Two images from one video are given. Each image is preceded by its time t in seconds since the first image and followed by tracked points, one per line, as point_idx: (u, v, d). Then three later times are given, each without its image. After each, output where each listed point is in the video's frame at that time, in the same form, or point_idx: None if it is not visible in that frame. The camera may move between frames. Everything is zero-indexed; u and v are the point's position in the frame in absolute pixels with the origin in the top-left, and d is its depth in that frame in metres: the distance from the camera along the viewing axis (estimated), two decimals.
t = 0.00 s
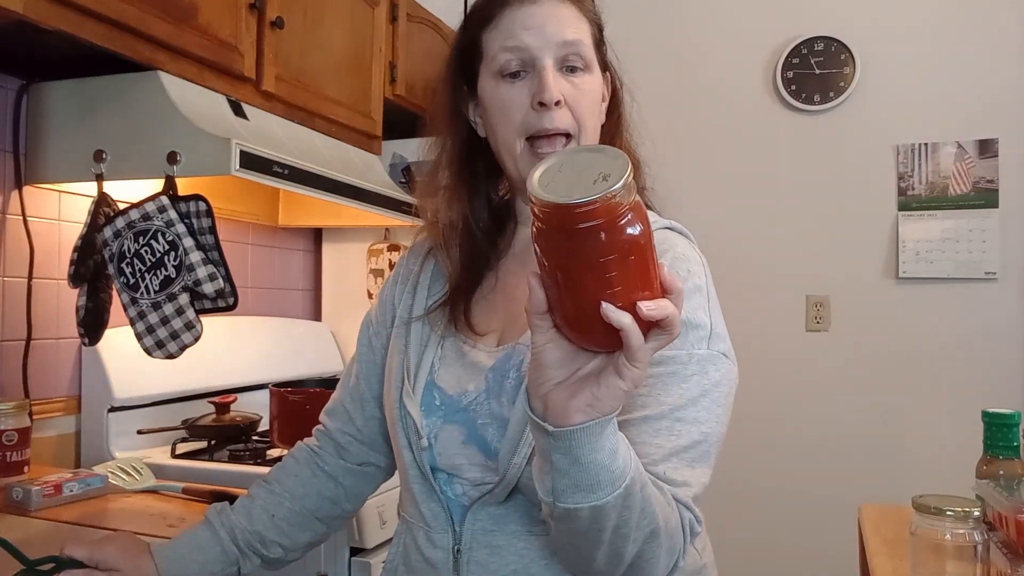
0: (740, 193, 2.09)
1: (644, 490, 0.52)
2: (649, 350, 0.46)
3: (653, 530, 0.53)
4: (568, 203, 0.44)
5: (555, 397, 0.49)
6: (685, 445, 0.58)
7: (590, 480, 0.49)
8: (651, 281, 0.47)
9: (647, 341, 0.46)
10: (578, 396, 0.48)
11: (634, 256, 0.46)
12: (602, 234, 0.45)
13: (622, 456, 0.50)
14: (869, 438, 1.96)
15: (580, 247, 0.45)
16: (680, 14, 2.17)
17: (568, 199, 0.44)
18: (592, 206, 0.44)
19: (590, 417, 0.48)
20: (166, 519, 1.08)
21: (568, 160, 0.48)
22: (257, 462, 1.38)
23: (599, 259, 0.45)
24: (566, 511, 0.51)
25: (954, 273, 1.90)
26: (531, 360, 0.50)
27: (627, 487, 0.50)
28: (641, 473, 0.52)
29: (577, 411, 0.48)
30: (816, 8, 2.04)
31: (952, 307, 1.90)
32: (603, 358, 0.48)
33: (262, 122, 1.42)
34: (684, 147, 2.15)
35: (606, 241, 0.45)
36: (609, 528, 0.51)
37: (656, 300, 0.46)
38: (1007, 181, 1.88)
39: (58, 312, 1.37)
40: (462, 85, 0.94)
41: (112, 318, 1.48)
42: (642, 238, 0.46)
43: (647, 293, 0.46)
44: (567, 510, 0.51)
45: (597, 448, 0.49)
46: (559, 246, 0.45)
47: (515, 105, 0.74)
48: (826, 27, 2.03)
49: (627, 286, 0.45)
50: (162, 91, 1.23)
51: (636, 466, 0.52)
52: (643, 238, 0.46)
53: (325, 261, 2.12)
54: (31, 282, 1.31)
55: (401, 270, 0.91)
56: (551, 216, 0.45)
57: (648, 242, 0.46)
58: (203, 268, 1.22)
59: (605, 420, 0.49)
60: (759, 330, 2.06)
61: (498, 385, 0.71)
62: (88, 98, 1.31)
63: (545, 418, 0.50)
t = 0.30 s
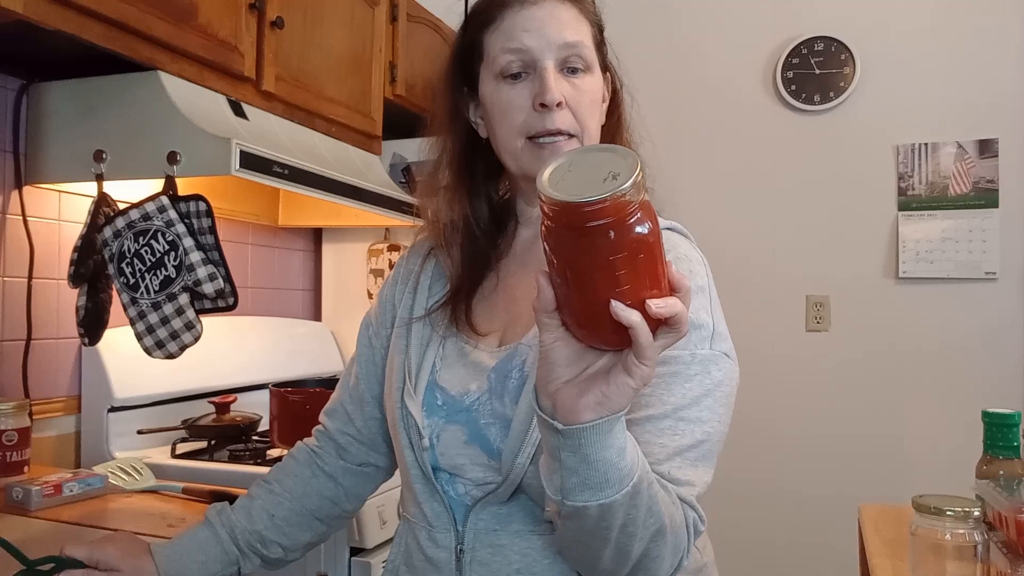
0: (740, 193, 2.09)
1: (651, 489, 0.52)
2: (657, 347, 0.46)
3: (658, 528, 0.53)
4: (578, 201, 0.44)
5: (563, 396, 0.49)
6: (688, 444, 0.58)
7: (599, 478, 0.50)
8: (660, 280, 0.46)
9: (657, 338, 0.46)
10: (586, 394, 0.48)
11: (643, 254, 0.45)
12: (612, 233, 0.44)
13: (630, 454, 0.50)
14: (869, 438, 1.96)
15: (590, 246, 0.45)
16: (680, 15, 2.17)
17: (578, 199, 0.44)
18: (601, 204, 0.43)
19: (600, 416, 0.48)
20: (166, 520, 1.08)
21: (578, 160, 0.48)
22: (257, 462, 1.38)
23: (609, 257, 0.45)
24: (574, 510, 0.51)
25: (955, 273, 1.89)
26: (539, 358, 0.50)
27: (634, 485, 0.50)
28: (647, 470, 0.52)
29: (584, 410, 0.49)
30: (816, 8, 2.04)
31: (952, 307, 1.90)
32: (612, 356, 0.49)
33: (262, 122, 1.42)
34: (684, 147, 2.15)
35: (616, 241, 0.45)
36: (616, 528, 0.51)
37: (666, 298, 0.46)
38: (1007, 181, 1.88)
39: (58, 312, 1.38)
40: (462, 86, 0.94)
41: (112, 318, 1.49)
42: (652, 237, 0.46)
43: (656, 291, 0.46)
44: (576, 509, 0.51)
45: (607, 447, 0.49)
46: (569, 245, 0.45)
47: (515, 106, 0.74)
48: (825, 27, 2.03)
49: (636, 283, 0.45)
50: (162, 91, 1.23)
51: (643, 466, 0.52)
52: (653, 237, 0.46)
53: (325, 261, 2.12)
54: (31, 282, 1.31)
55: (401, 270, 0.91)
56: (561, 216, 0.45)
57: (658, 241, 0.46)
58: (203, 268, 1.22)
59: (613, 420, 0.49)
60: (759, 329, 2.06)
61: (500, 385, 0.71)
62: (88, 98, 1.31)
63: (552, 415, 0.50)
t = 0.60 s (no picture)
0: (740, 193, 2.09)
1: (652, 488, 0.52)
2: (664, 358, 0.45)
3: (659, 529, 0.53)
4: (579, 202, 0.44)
5: (567, 387, 0.49)
6: (690, 446, 0.59)
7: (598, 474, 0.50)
8: (665, 287, 0.45)
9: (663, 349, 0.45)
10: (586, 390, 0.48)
11: (646, 259, 0.44)
12: (611, 235, 0.44)
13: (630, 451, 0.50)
14: (869, 438, 1.96)
15: (589, 248, 0.44)
16: (680, 15, 2.17)
17: (577, 198, 0.44)
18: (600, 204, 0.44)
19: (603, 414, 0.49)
20: (166, 519, 1.08)
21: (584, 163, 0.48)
22: (257, 462, 1.38)
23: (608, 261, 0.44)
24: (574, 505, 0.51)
25: (954, 273, 1.90)
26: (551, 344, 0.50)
27: (627, 487, 0.50)
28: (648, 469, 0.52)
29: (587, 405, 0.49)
30: (816, 8, 2.04)
31: (952, 307, 1.90)
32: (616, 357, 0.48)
33: (262, 122, 1.42)
34: (684, 147, 2.15)
35: (614, 243, 0.44)
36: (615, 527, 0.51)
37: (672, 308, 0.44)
38: (1007, 181, 1.88)
39: (58, 312, 1.38)
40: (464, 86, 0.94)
41: (112, 318, 1.49)
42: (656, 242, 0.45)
43: (661, 299, 0.44)
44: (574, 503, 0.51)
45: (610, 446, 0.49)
46: (568, 246, 0.45)
47: (510, 104, 0.74)
48: (825, 27, 2.03)
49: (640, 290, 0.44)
50: (162, 91, 1.23)
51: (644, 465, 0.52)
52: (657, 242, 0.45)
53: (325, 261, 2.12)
54: (31, 282, 1.31)
55: (402, 270, 0.91)
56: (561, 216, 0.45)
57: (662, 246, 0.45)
58: (203, 268, 1.22)
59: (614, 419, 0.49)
60: (759, 329, 2.06)
61: (501, 386, 0.71)
62: (88, 98, 1.31)
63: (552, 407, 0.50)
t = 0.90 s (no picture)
0: (741, 193, 2.09)
1: (673, 505, 0.54)
2: (505, 394, 0.47)
3: (673, 537, 0.54)
4: (577, 206, 0.50)
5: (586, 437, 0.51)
6: (709, 454, 0.60)
7: (623, 495, 0.52)
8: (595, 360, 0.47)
9: (503, 378, 0.47)
10: (594, 435, 0.49)
11: (550, 289, 0.47)
12: (566, 246, 0.49)
13: (655, 467, 0.53)
14: (869, 438, 1.96)
15: (548, 249, 0.50)
16: (680, 15, 2.17)
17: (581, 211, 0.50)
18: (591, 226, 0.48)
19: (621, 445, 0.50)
20: (166, 519, 1.08)
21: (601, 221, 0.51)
22: (257, 462, 1.38)
23: (537, 271, 0.49)
24: (602, 521, 0.53)
25: (955, 273, 1.89)
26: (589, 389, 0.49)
27: (613, 521, 0.53)
28: (671, 488, 0.54)
29: (611, 439, 0.50)
30: (816, 8, 2.04)
31: (952, 307, 1.90)
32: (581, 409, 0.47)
33: (262, 122, 1.42)
34: (684, 147, 2.15)
35: (559, 253, 0.49)
36: (631, 540, 0.54)
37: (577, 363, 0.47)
38: (1007, 181, 1.88)
39: (58, 312, 1.38)
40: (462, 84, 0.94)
41: (112, 318, 1.49)
42: (582, 293, 0.47)
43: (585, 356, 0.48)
44: (603, 520, 0.53)
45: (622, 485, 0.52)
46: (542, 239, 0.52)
47: (504, 111, 0.74)
48: (825, 27, 2.03)
49: (530, 312, 0.48)
50: (162, 91, 1.23)
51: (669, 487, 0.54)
52: (589, 296, 0.46)
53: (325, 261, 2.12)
54: (31, 282, 1.31)
55: (397, 272, 0.91)
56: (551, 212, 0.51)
57: (588, 301, 0.46)
58: (203, 268, 1.22)
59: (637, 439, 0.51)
60: (759, 329, 2.06)
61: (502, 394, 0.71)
62: (88, 98, 1.31)
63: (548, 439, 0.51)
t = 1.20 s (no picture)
0: (740, 192, 2.09)
1: (687, 514, 0.54)
2: (506, 413, 0.47)
3: (683, 544, 0.55)
4: (538, 218, 0.49)
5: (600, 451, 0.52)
6: (712, 454, 0.60)
7: (641, 508, 0.52)
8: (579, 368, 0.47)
9: (502, 397, 0.47)
10: (609, 447, 0.49)
11: (528, 299, 0.47)
12: (536, 258, 0.49)
13: (674, 477, 0.53)
14: (869, 438, 1.96)
15: (519, 263, 0.50)
16: (680, 14, 2.17)
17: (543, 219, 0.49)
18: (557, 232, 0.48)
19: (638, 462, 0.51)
20: (167, 519, 1.08)
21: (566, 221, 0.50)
22: (257, 462, 1.38)
23: (513, 284, 0.49)
24: (620, 534, 0.54)
25: (955, 273, 1.90)
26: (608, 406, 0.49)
27: (625, 534, 0.54)
28: (686, 497, 0.54)
29: (627, 450, 0.50)
30: (816, 8, 2.04)
31: (952, 307, 1.90)
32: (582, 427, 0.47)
33: (262, 122, 1.42)
34: (684, 147, 2.15)
35: (534, 263, 0.49)
36: (648, 551, 0.54)
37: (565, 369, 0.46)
38: (1007, 181, 1.88)
39: (58, 312, 1.38)
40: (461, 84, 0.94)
41: (112, 318, 1.49)
42: (559, 296, 0.47)
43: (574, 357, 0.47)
44: (621, 533, 0.54)
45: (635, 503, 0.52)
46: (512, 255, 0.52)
47: (504, 112, 0.74)
48: (825, 27, 2.03)
49: (513, 326, 0.48)
50: (162, 91, 1.23)
51: (686, 495, 0.54)
52: (567, 299, 0.47)
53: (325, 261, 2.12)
54: (31, 282, 1.31)
55: (397, 273, 0.91)
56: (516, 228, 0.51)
57: (566, 303, 0.46)
58: (203, 268, 1.22)
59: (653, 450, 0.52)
60: (759, 329, 2.06)
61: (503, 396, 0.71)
62: (88, 97, 1.31)
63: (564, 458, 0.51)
